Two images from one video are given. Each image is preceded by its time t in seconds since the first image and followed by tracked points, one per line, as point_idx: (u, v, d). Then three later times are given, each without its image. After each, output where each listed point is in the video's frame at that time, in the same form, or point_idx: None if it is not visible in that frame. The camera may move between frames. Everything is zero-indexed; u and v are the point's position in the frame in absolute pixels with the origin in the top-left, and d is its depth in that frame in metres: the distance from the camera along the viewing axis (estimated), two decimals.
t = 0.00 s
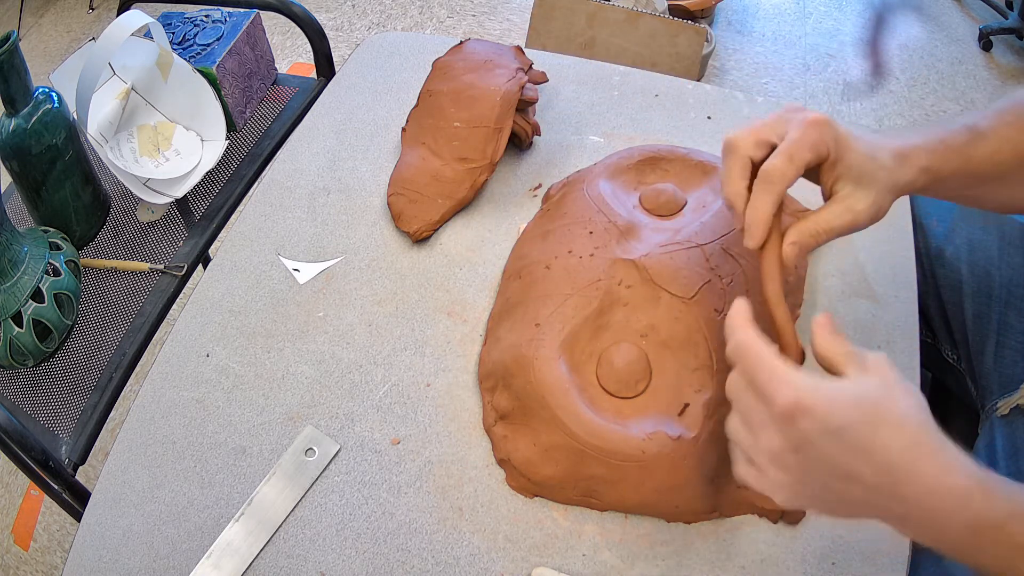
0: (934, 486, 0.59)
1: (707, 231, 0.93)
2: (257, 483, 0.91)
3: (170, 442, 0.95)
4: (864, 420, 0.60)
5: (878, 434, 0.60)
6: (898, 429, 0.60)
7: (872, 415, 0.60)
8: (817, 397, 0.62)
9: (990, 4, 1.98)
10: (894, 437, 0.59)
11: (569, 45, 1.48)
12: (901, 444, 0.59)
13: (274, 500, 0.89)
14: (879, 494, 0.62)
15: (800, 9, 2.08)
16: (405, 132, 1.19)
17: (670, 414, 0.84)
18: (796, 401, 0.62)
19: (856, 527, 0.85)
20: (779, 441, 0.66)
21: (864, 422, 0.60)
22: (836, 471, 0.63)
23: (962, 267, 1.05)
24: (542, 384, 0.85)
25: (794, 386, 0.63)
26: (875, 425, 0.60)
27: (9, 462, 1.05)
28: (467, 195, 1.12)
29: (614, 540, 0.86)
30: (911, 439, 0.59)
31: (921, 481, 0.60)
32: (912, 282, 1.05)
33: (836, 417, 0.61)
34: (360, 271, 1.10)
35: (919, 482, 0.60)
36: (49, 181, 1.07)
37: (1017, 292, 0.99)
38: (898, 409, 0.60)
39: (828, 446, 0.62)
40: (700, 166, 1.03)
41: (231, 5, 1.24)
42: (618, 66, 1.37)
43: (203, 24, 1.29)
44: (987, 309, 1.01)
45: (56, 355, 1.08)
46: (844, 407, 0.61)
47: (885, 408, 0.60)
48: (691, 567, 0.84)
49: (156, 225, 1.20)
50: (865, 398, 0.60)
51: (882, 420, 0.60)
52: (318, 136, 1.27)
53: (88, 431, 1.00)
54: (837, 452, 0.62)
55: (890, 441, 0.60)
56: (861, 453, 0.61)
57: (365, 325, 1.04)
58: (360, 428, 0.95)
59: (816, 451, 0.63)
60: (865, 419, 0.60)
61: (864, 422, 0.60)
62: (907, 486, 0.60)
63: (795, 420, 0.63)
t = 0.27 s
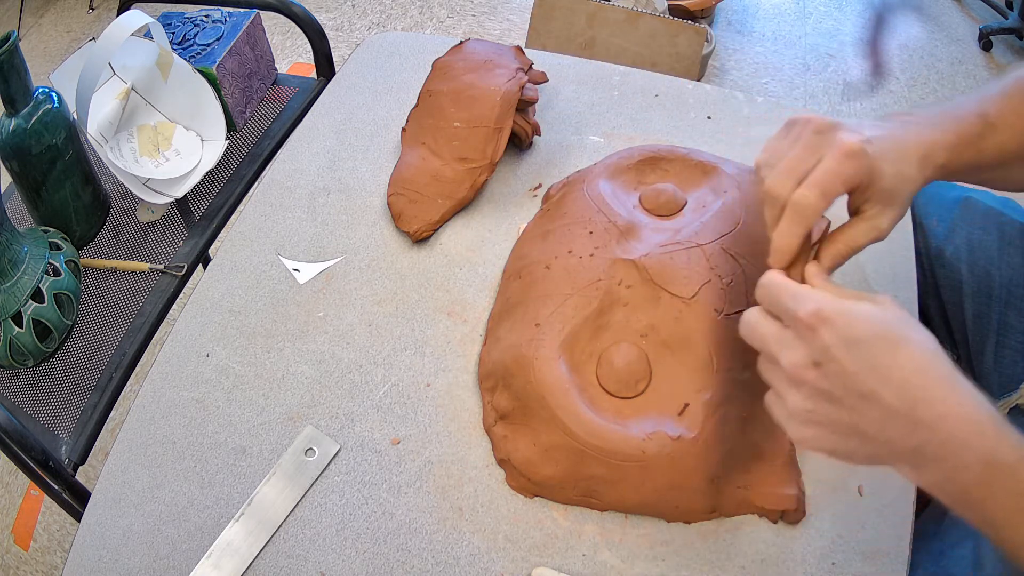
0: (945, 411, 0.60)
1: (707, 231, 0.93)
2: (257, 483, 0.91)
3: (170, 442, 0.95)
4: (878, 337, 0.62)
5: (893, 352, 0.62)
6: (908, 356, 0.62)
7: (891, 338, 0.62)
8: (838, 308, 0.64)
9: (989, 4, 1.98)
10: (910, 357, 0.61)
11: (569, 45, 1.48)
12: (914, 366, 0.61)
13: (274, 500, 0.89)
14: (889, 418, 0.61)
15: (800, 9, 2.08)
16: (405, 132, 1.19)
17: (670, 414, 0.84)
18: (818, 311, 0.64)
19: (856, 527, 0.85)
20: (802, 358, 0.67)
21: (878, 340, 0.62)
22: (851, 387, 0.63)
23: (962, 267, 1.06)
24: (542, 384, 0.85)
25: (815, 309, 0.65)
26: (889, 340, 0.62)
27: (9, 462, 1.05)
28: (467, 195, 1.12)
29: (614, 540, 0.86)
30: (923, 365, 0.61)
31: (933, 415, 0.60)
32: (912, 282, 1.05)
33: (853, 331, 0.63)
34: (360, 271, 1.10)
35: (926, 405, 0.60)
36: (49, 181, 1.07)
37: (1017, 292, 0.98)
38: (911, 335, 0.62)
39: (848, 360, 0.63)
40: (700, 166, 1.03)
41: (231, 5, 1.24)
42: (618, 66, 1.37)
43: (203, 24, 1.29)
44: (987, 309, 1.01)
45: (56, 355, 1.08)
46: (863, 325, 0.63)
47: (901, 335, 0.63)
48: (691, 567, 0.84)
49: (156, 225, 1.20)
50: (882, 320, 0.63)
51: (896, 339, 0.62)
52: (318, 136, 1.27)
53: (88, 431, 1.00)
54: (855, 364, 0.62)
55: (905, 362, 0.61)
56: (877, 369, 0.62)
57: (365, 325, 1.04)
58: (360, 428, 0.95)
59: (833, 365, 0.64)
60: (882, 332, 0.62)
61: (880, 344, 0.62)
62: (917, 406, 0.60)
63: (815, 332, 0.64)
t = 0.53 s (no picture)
0: (972, 416, 0.61)
1: (707, 231, 0.93)
2: (257, 483, 0.91)
3: (170, 442, 0.95)
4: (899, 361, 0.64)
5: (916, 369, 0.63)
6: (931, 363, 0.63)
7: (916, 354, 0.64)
8: (864, 338, 0.66)
9: (989, 4, 1.98)
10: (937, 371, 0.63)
11: (569, 45, 1.48)
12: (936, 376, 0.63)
13: (274, 500, 0.89)
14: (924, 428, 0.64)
15: (800, 9, 2.08)
16: (405, 132, 1.19)
17: (670, 413, 0.84)
18: (846, 349, 0.67)
19: (856, 528, 0.85)
20: (835, 393, 0.70)
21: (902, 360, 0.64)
22: (887, 414, 0.66)
23: (962, 267, 1.05)
24: (542, 384, 0.85)
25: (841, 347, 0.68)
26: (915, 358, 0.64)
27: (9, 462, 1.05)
28: (467, 195, 1.12)
29: (614, 540, 0.86)
30: (948, 365, 0.63)
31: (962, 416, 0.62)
32: (912, 282, 1.05)
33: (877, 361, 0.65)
34: (359, 271, 1.10)
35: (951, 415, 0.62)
36: (49, 181, 1.07)
37: (1017, 292, 0.98)
38: (936, 349, 0.64)
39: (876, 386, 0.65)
40: (700, 166, 1.03)
41: (231, 5, 1.24)
42: (618, 66, 1.37)
43: (203, 24, 1.29)
44: (987, 309, 1.01)
45: (56, 355, 1.08)
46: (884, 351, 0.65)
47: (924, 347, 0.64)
48: (691, 567, 0.84)
49: (156, 225, 1.20)
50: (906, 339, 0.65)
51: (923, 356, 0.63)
52: (318, 136, 1.27)
53: (88, 431, 1.00)
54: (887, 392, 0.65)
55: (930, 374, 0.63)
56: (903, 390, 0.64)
57: (365, 325, 1.04)
58: (360, 428, 0.95)
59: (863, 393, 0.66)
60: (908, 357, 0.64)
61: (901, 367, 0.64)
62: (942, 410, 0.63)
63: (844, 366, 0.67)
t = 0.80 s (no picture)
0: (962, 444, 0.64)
1: (707, 231, 0.93)
2: (257, 483, 0.91)
3: (170, 442, 0.95)
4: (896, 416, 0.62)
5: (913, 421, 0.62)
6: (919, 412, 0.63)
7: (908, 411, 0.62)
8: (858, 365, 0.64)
9: (990, 5, 1.98)
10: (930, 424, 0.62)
11: (569, 45, 1.48)
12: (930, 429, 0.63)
13: (274, 500, 0.89)
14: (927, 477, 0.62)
15: (800, 9, 2.08)
16: (405, 132, 1.19)
17: (670, 413, 0.84)
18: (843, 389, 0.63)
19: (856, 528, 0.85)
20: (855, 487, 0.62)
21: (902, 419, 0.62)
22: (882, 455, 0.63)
23: (962, 268, 1.05)
24: (542, 384, 0.85)
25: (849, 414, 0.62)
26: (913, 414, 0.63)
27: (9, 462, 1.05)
28: (467, 195, 1.12)
29: (614, 540, 0.86)
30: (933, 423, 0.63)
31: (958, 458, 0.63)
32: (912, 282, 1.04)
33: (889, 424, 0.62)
34: (360, 271, 1.10)
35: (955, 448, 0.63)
36: (49, 181, 1.07)
37: (1017, 292, 0.99)
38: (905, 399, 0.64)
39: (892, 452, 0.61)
40: (700, 166, 1.03)
41: (231, 5, 1.25)
42: (618, 66, 1.37)
43: (203, 24, 1.29)
44: (986, 309, 1.01)
45: (56, 355, 1.08)
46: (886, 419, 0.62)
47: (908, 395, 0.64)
48: (691, 567, 0.84)
49: (156, 225, 1.20)
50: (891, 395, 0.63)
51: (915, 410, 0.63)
52: (318, 136, 1.27)
53: (88, 431, 1.00)
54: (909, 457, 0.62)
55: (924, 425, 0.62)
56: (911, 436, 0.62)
57: (365, 325, 1.04)
58: (360, 428, 0.95)
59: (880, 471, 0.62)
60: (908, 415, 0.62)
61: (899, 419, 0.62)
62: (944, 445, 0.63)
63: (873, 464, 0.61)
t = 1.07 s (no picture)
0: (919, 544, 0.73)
1: (707, 231, 0.93)
2: (257, 483, 0.91)
3: (170, 442, 0.95)
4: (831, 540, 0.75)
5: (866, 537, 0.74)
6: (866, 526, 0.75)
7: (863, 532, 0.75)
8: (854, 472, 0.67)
9: (990, 5, 1.98)
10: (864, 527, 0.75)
11: (569, 45, 1.48)
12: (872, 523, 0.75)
13: (274, 500, 0.89)
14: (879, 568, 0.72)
15: (800, 9, 2.08)
16: (405, 132, 1.19)
17: (670, 413, 0.84)
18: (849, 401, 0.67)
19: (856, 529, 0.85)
20: None
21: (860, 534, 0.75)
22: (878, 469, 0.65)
23: (960, 267, 1.05)
24: (542, 384, 0.85)
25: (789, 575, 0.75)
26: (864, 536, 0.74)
27: (10, 462, 1.05)
28: (467, 195, 1.12)
29: (614, 540, 0.86)
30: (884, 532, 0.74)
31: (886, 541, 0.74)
32: (912, 282, 1.04)
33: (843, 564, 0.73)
34: (360, 271, 1.10)
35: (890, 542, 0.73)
36: (49, 181, 1.07)
37: (1016, 292, 0.99)
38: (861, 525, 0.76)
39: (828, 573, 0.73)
40: (700, 166, 1.03)
41: (231, 5, 1.25)
42: (618, 66, 1.37)
43: (203, 24, 1.29)
44: (985, 310, 1.01)
45: (56, 355, 1.08)
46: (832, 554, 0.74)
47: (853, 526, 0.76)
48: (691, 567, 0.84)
49: (156, 225, 1.20)
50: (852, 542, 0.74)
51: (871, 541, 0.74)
52: (318, 136, 1.27)
53: (88, 431, 1.00)
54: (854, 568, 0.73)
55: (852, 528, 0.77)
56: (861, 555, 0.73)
57: (365, 325, 1.04)
58: (360, 428, 0.95)
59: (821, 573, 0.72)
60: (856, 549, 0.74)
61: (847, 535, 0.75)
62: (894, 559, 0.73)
63: None
